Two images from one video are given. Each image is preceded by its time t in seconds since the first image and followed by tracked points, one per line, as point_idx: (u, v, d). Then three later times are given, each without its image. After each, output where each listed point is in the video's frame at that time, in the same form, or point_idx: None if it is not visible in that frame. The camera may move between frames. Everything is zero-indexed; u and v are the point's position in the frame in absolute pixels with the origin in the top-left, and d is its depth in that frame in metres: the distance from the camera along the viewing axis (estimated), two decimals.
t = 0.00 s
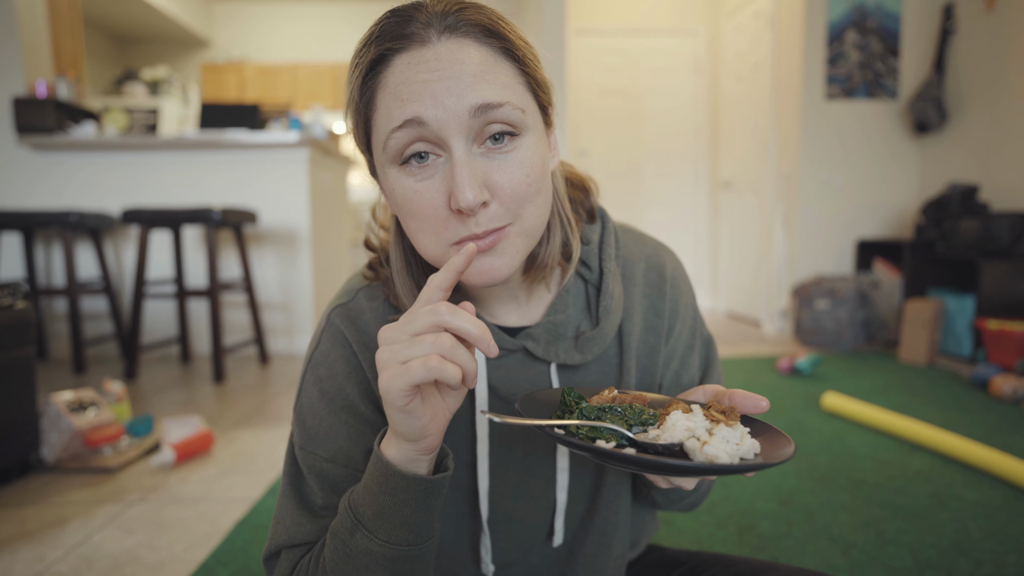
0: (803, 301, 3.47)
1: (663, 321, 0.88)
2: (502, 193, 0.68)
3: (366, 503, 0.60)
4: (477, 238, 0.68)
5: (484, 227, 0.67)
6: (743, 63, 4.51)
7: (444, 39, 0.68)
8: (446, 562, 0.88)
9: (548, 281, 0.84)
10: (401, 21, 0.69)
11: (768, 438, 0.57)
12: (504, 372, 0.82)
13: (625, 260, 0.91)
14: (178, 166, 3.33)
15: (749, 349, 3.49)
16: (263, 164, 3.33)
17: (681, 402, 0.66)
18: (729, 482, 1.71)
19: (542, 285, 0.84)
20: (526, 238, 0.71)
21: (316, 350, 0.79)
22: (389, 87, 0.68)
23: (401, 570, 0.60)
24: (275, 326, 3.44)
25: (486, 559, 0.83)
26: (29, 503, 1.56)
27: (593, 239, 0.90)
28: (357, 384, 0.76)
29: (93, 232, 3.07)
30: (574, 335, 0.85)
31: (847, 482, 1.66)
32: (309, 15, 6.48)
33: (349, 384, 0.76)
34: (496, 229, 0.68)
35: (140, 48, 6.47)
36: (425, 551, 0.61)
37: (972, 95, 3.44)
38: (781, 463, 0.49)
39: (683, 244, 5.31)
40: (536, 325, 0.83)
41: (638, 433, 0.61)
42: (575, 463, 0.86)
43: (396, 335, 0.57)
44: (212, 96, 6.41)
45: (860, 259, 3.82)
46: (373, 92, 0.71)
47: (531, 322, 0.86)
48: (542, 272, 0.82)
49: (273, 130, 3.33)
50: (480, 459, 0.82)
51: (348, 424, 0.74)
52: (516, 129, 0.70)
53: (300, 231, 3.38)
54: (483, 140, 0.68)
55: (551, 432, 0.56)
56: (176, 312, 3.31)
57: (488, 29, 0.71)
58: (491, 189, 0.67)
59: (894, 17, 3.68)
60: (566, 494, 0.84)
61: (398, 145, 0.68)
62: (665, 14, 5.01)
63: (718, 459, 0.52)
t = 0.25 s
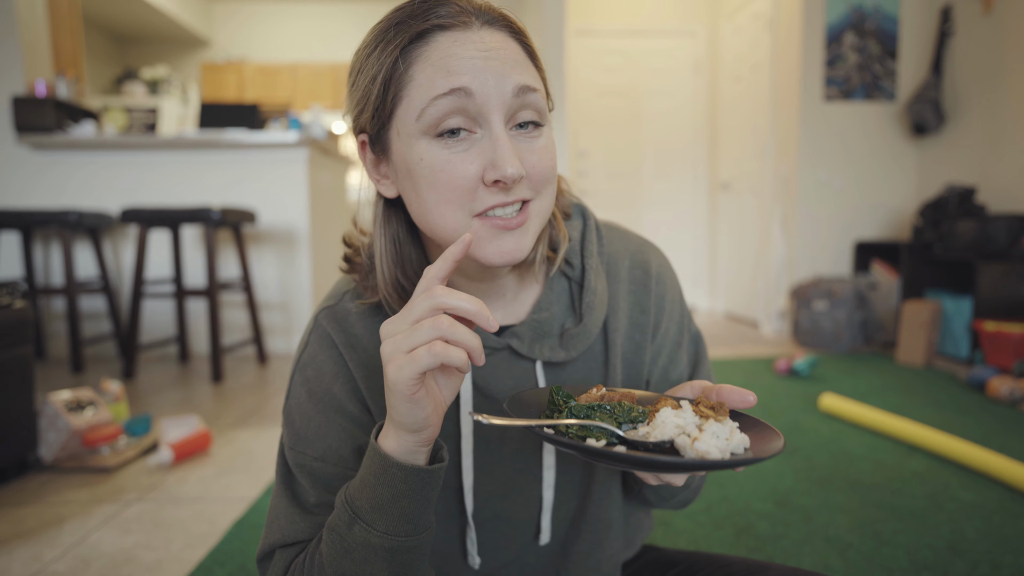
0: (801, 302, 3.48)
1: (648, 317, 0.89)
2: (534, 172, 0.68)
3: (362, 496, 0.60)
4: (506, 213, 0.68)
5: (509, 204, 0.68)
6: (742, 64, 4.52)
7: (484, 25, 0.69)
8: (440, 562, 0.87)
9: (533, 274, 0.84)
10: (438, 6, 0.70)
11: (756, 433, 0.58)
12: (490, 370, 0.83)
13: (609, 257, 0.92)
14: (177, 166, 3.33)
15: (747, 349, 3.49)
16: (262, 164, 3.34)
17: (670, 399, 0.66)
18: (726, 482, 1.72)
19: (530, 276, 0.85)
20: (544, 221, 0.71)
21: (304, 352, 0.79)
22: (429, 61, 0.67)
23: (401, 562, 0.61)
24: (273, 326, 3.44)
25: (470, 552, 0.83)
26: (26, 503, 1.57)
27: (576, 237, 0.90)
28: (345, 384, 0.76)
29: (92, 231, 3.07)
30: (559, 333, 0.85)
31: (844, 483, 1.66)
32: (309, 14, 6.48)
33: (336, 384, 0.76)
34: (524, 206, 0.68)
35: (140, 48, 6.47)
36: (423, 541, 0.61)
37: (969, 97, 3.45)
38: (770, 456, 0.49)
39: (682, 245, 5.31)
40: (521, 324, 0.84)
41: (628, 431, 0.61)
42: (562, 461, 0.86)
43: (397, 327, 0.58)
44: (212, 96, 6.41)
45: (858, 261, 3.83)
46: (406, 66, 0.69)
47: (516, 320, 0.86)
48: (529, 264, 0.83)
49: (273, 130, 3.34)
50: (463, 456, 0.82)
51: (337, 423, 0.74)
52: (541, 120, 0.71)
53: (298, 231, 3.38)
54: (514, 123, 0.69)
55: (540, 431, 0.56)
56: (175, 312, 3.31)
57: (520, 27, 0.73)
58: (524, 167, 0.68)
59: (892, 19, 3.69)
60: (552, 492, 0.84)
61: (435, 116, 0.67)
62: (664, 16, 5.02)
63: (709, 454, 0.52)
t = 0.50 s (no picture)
0: (799, 304, 3.48)
1: (635, 311, 0.89)
2: (522, 197, 0.70)
3: (358, 478, 0.61)
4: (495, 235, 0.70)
5: (500, 226, 0.70)
6: (740, 66, 4.53)
7: (476, 49, 0.69)
8: (438, 560, 0.87)
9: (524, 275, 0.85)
10: (431, 26, 0.69)
11: (749, 417, 0.59)
12: (482, 368, 0.84)
13: (595, 254, 0.92)
14: (177, 167, 3.33)
15: (745, 351, 3.50)
16: (261, 165, 3.34)
17: (664, 389, 0.67)
18: (723, 483, 1.72)
19: (519, 280, 0.85)
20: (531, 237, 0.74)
21: (300, 352, 0.80)
22: (422, 88, 0.67)
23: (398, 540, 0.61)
24: (272, 327, 3.44)
25: (471, 547, 0.84)
26: (25, 503, 1.57)
27: (562, 234, 0.91)
28: (339, 382, 0.76)
29: (91, 231, 3.07)
30: (548, 329, 0.86)
31: (840, 485, 1.67)
32: (308, 15, 6.49)
33: (331, 382, 0.76)
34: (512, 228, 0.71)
35: (139, 49, 6.47)
36: (418, 520, 0.62)
37: (967, 100, 3.46)
38: (764, 439, 0.50)
39: (680, 247, 5.32)
40: (510, 321, 0.84)
41: (625, 423, 0.62)
42: (553, 453, 0.87)
43: (398, 319, 0.59)
44: (212, 97, 6.41)
45: (856, 263, 3.84)
46: (399, 91, 0.69)
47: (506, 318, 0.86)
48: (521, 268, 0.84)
49: (272, 131, 3.34)
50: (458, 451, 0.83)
51: (332, 419, 0.74)
52: (533, 140, 0.72)
53: (297, 232, 3.39)
54: (507, 148, 0.70)
55: (538, 425, 0.56)
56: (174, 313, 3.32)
57: (510, 45, 0.73)
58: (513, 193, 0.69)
59: (890, 22, 3.71)
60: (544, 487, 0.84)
61: (426, 144, 0.68)
62: (663, 18, 5.04)
63: (704, 440, 0.53)
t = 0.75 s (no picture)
0: (801, 309, 3.48)
1: (635, 317, 0.90)
2: (518, 187, 0.70)
3: (346, 470, 0.62)
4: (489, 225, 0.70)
5: (495, 216, 0.70)
6: (742, 70, 4.54)
7: (473, 42, 0.70)
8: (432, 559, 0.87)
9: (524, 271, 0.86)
10: (429, 21, 0.71)
11: (748, 429, 0.59)
12: (481, 368, 0.84)
13: (596, 260, 0.93)
14: (181, 170, 3.35)
15: (746, 356, 3.50)
16: (264, 168, 3.35)
17: (663, 399, 0.68)
18: (724, 487, 1.73)
19: (519, 276, 0.87)
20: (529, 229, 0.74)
21: (299, 350, 0.80)
22: (418, 79, 0.69)
23: (387, 532, 0.61)
24: (274, 329, 3.45)
25: (465, 540, 0.84)
26: (28, 504, 1.58)
27: (563, 238, 0.92)
28: (337, 380, 0.77)
29: (95, 234, 3.09)
30: (547, 333, 0.87)
31: (841, 490, 1.67)
32: (312, 20, 6.53)
33: (329, 380, 0.76)
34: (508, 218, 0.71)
35: (144, 52, 6.51)
36: (406, 513, 0.62)
37: (968, 106, 3.47)
38: (763, 452, 0.51)
39: (682, 251, 5.32)
40: (510, 323, 0.85)
41: (624, 432, 0.62)
42: (552, 459, 0.87)
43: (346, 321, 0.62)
44: (215, 101, 6.44)
45: (857, 268, 3.83)
46: (397, 83, 0.71)
47: (505, 320, 0.87)
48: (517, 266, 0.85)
49: (275, 135, 3.36)
50: (457, 449, 0.83)
51: (329, 419, 0.75)
52: (530, 132, 0.73)
53: (300, 235, 3.40)
54: (502, 139, 0.70)
55: (538, 434, 0.56)
56: (177, 316, 3.33)
57: (509, 40, 0.74)
58: (509, 183, 0.69)
59: (892, 28, 3.72)
60: (540, 489, 0.85)
61: (423, 135, 0.69)
62: (664, 23, 5.06)
63: (705, 452, 0.53)
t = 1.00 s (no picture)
0: (802, 313, 3.48)
1: (635, 321, 0.90)
2: (525, 209, 0.70)
3: (356, 483, 0.62)
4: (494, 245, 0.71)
5: (502, 238, 0.70)
6: (744, 75, 4.55)
7: (492, 60, 0.70)
8: (433, 561, 0.88)
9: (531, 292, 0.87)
10: (450, 35, 0.72)
11: (747, 430, 0.60)
12: (482, 371, 0.85)
13: (596, 264, 0.93)
14: (183, 172, 3.36)
15: (747, 360, 3.50)
16: (267, 171, 3.37)
17: (663, 401, 0.68)
18: (723, 491, 1.73)
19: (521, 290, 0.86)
20: (534, 250, 0.74)
21: (302, 354, 0.81)
22: (434, 93, 0.69)
23: (395, 547, 0.62)
24: (275, 331, 3.45)
25: (461, 551, 0.84)
26: (29, 504, 1.58)
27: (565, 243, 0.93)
28: (341, 384, 0.78)
29: (98, 235, 3.10)
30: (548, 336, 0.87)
31: (841, 494, 1.67)
32: (315, 23, 6.56)
33: (333, 383, 0.77)
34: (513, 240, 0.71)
35: (148, 55, 6.54)
36: (414, 527, 0.63)
37: (970, 111, 3.47)
38: (764, 453, 0.51)
39: (683, 255, 5.32)
40: (511, 327, 0.85)
41: (626, 435, 0.63)
42: (550, 463, 0.88)
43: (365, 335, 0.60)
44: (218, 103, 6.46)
45: (859, 272, 3.83)
46: (412, 95, 0.71)
47: (506, 324, 0.87)
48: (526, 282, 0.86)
49: (279, 137, 3.37)
50: (457, 454, 0.83)
51: (333, 422, 0.75)
52: (542, 155, 0.73)
53: (302, 237, 3.41)
54: (513, 160, 0.70)
55: (541, 438, 0.57)
56: (179, 317, 3.34)
57: (528, 58, 0.74)
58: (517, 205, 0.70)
59: (893, 33, 3.73)
60: (540, 493, 0.85)
61: (435, 151, 0.69)
62: (666, 27, 5.08)
63: (707, 453, 0.54)
